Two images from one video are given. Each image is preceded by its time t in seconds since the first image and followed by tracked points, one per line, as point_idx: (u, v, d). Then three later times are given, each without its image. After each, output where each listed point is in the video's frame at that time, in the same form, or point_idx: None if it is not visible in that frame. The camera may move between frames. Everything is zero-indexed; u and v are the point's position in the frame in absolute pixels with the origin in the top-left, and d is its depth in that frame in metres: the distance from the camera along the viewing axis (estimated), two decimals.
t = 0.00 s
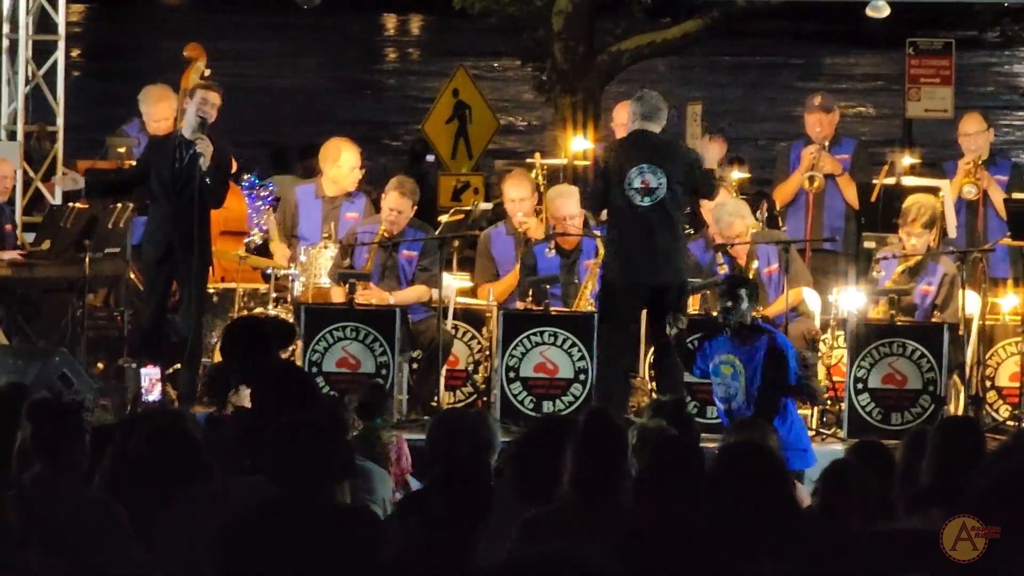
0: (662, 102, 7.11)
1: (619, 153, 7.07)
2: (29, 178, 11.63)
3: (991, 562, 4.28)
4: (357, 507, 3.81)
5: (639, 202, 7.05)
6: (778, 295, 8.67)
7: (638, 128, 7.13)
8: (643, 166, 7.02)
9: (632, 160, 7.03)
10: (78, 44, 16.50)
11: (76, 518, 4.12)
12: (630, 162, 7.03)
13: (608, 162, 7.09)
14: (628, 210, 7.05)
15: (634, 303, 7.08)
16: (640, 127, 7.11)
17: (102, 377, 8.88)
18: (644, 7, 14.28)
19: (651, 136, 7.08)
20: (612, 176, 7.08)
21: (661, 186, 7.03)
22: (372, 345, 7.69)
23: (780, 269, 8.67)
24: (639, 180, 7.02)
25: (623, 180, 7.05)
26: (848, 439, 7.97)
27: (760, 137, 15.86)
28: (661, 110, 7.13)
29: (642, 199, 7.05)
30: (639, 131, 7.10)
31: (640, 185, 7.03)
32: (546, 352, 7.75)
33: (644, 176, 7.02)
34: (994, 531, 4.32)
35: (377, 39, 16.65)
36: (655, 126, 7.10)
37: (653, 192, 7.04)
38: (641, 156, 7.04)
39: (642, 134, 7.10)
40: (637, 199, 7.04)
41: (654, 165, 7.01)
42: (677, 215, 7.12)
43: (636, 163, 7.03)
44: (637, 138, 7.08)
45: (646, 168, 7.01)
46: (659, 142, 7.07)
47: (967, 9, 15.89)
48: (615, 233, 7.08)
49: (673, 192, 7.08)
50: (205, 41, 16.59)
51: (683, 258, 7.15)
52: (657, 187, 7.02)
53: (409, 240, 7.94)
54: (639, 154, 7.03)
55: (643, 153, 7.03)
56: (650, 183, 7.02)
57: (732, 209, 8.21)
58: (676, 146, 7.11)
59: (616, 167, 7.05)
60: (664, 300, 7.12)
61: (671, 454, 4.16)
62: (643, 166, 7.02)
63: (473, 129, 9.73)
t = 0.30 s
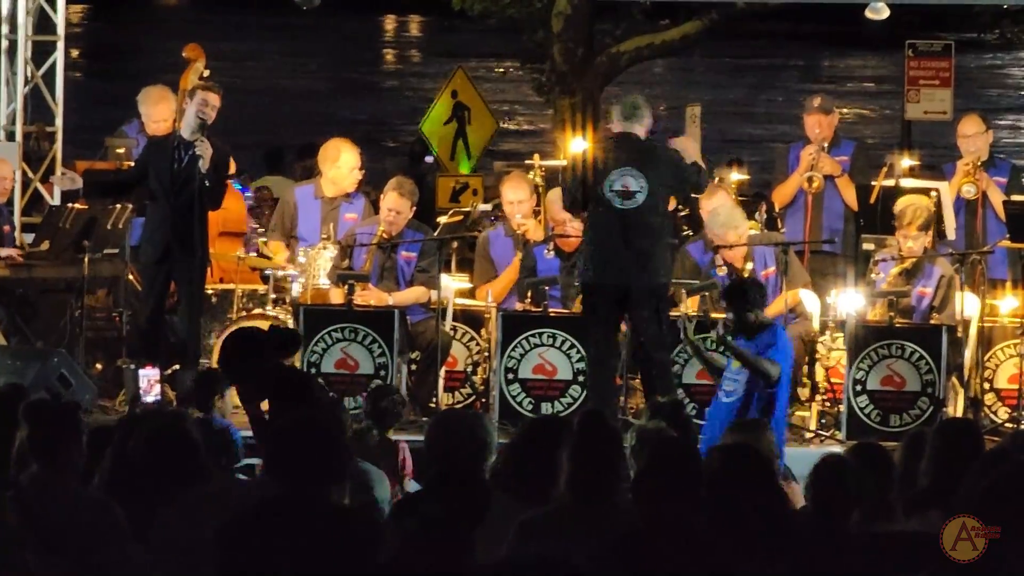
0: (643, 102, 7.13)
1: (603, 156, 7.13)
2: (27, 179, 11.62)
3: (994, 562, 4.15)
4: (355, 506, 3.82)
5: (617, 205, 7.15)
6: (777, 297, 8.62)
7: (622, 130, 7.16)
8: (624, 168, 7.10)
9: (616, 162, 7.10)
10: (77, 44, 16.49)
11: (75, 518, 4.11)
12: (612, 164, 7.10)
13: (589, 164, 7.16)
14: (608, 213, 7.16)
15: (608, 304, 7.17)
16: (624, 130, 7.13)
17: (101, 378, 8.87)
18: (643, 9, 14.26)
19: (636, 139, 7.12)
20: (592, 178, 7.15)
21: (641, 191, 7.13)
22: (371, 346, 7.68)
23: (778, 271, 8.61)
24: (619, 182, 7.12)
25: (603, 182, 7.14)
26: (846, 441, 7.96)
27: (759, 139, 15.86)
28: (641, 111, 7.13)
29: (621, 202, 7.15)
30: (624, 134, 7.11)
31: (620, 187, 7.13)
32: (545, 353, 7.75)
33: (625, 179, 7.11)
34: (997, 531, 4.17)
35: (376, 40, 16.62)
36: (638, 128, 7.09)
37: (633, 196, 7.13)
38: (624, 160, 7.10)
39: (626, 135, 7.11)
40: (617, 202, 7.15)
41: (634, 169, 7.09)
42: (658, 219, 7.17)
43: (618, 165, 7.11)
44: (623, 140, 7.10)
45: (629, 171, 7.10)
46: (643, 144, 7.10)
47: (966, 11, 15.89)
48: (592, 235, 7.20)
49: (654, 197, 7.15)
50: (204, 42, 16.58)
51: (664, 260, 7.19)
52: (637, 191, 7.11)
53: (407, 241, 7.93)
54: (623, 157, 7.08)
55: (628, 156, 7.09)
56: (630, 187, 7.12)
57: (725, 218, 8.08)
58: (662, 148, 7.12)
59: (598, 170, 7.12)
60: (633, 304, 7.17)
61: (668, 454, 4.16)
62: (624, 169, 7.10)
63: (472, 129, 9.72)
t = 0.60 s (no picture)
0: (625, 98, 7.16)
1: (589, 157, 7.12)
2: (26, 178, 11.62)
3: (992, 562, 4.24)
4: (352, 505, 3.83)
5: (606, 206, 7.12)
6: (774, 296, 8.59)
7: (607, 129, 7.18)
8: (611, 168, 7.10)
9: (603, 162, 7.10)
10: (76, 43, 16.50)
11: (75, 518, 4.12)
12: (599, 165, 7.09)
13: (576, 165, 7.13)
14: (595, 213, 7.13)
15: (600, 303, 7.17)
16: (610, 129, 7.15)
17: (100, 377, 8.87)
18: (641, 7, 14.23)
19: (620, 138, 7.14)
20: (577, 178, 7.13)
21: (629, 190, 7.12)
22: (369, 344, 7.68)
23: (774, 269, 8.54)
24: (607, 183, 7.10)
25: (591, 183, 7.10)
26: (845, 439, 7.96)
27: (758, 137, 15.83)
28: (624, 109, 7.16)
29: (610, 202, 7.12)
30: (611, 133, 7.14)
31: (608, 188, 7.11)
32: (543, 351, 7.75)
33: (613, 179, 7.10)
34: (997, 531, 4.23)
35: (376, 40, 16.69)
36: (625, 124, 7.14)
37: (622, 196, 7.12)
38: (610, 159, 7.11)
39: (613, 134, 7.14)
40: (605, 203, 7.12)
41: (622, 169, 7.09)
42: (645, 217, 7.17)
43: (605, 166, 7.10)
44: (611, 139, 7.13)
45: (616, 171, 7.09)
46: (627, 143, 7.13)
47: (966, 11, 15.86)
48: (580, 235, 7.19)
49: (641, 196, 7.15)
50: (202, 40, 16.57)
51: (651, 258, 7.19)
52: (625, 190, 7.10)
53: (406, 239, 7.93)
54: (610, 158, 7.09)
55: (616, 156, 7.09)
56: (618, 186, 7.11)
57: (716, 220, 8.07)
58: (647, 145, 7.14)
59: (585, 171, 7.09)
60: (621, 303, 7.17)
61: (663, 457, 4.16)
62: (611, 169, 7.10)
63: (471, 128, 9.72)
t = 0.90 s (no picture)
0: (630, 97, 7.19)
1: (591, 154, 7.13)
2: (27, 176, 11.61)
3: (990, 562, 4.28)
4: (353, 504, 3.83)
5: (609, 201, 7.12)
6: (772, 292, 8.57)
7: (610, 126, 7.19)
8: (614, 165, 7.09)
9: (605, 160, 7.10)
10: (76, 41, 16.49)
11: (75, 516, 4.12)
12: (600, 162, 7.10)
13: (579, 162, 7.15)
14: (599, 210, 7.12)
15: (602, 301, 7.19)
16: (614, 126, 7.15)
17: (100, 374, 8.87)
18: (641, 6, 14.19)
19: (623, 134, 7.13)
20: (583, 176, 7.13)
21: (632, 187, 7.11)
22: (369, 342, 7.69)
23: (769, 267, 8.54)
24: (610, 180, 7.10)
25: (594, 181, 7.11)
26: (845, 436, 7.99)
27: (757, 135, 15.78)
28: (629, 106, 7.19)
29: (613, 199, 7.12)
30: (614, 130, 7.14)
31: (611, 185, 7.11)
32: (544, 349, 7.75)
33: (615, 176, 7.10)
34: (997, 532, 4.30)
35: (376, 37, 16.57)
36: (627, 123, 7.13)
37: (625, 192, 7.12)
38: (615, 156, 7.10)
39: (618, 131, 7.13)
40: (609, 199, 7.12)
41: (625, 166, 7.09)
42: (649, 213, 7.15)
43: (608, 163, 7.10)
44: (613, 136, 7.12)
45: (619, 168, 7.09)
46: (630, 139, 7.12)
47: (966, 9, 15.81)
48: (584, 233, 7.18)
49: (645, 193, 7.14)
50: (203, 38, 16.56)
51: (655, 253, 7.17)
52: (627, 187, 7.10)
53: (406, 237, 7.89)
54: (611, 155, 7.09)
55: (618, 152, 7.09)
56: (622, 183, 7.10)
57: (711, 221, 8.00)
58: (649, 140, 7.13)
59: (587, 168, 7.11)
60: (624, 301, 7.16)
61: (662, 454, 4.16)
62: (615, 166, 7.10)
63: (471, 126, 9.54)
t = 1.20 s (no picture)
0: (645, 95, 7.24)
1: (608, 152, 7.21)
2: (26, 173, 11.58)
3: (990, 562, 4.35)
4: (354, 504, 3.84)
5: (625, 198, 7.21)
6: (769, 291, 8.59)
7: (626, 125, 7.27)
8: (629, 163, 7.17)
9: (621, 157, 7.19)
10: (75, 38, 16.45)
11: (74, 516, 4.11)
12: (617, 160, 7.19)
13: (596, 159, 7.23)
14: (615, 206, 7.22)
15: (620, 298, 7.22)
16: (630, 124, 7.25)
17: (99, 372, 8.86)
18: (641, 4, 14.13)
19: (639, 132, 7.22)
20: (599, 174, 7.22)
21: (648, 184, 7.18)
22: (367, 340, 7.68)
23: (768, 265, 8.56)
24: (626, 176, 7.19)
25: (611, 176, 7.20)
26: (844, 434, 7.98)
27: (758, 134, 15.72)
28: (645, 104, 7.25)
29: (629, 196, 7.21)
30: (630, 128, 7.24)
31: (627, 182, 7.20)
32: (543, 347, 7.74)
33: (632, 173, 7.18)
34: (996, 531, 4.37)
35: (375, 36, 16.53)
36: (642, 121, 7.22)
37: (641, 189, 7.19)
38: (629, 155, 7.18)
39: (633, 129, 7.22)
40: (625, 196, 7.21)
41: (640, 163, 7.17)
42: (664, 210, 7.24)
43: (624, 160, 7.18)
44: (629, 133, 7.22)
45: (634, 165, 7.16)
46: (646, 137, 7.20)
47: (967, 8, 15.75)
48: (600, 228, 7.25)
49: (662, 190, 7.22)
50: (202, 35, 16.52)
51: (671, 249, 7.27)
52: (644, 184, 7.18)
53: (407, 235, 7.89)
54: (628, 153, 7.18)
55: (635, 150, 7.19)
56: (637, 180, 7.18)
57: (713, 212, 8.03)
58: (664, 138, 7.21)
59: (604, 166, 7.20)
60: (642, 299, 7.20)
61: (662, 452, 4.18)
62: (630, 163, 7.18)
63: (471, 124, 9.49)
